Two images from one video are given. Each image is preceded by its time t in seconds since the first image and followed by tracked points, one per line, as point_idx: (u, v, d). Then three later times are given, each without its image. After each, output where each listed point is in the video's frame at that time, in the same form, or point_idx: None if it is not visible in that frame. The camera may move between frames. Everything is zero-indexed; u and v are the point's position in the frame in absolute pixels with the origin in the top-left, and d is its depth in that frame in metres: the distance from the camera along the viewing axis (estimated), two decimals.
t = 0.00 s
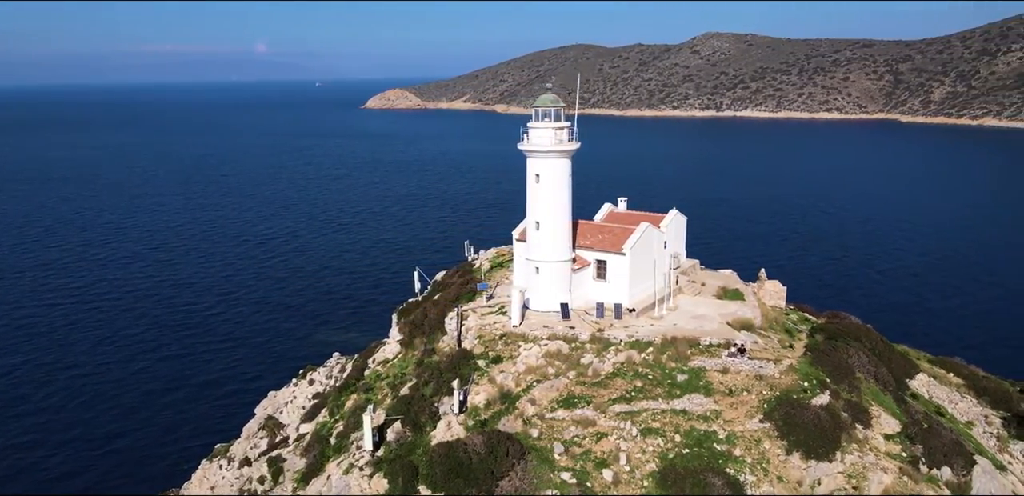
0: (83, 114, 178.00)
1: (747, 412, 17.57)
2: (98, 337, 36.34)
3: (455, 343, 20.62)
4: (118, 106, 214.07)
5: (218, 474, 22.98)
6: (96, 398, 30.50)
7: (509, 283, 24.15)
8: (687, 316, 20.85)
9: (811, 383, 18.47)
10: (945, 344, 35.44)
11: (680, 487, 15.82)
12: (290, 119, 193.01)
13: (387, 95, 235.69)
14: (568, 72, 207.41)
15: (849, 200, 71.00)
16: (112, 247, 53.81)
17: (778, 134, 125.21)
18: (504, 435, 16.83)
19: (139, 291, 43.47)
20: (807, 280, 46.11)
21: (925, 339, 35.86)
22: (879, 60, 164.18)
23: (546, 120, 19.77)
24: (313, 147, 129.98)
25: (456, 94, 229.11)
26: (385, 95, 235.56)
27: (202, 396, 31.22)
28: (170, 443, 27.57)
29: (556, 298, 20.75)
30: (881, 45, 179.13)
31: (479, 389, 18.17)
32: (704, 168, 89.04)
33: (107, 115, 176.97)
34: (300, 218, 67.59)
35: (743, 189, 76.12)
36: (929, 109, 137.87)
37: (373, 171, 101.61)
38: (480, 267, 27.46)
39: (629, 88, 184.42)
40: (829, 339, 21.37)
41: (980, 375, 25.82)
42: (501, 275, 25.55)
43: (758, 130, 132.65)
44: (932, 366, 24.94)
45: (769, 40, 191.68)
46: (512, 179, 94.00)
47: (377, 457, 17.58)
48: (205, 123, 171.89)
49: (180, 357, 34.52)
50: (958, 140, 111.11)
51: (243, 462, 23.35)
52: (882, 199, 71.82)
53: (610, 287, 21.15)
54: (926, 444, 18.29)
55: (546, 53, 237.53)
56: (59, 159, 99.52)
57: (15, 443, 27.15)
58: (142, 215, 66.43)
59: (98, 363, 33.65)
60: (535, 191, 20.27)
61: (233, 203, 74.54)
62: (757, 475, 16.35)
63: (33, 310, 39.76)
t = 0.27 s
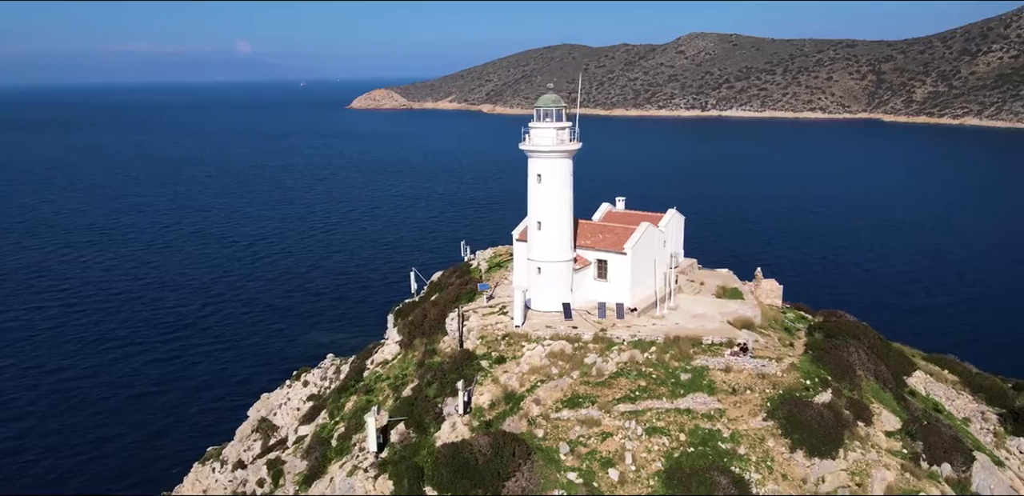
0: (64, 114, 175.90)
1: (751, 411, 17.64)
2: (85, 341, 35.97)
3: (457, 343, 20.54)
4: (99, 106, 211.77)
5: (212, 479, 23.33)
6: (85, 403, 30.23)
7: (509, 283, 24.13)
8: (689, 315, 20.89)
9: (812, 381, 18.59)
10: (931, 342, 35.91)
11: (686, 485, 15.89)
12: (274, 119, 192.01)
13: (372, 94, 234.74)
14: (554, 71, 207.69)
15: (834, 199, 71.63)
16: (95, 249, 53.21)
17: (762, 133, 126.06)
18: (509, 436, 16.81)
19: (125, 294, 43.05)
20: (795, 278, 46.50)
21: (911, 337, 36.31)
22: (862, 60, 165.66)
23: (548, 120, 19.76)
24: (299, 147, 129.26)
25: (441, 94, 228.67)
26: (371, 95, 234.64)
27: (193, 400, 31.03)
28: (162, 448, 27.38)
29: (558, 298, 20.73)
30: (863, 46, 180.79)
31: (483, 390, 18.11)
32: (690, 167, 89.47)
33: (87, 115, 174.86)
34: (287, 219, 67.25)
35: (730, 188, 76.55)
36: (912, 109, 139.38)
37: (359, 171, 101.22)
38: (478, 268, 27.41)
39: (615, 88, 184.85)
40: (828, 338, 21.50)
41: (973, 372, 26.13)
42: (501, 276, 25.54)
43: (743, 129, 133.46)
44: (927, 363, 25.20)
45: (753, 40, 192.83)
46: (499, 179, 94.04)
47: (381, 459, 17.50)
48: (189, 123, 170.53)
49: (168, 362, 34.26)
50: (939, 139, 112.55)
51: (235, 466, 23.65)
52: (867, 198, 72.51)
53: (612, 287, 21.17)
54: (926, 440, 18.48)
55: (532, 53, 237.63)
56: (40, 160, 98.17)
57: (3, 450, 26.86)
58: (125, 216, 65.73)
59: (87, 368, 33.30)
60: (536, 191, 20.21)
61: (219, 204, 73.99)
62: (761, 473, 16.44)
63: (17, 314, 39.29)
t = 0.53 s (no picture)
0: (48, 114, 174.29)
1: (754, 409, 17.72)
2: (74, 344, 35.64)
3: (458, 344, 20.49)
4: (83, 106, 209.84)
5: (205, 481, 23.30)
6: (76, 408, 30.00)
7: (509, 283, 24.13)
8: (690, 315, 20.95)
9: (814, 380, 18.69)
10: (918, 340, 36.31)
11: (692, 485, 15.93)
12: (261, 119, 191.09)
13: (359, 94, 233.88)
14: (542, 71, 207.94)
15: (822, 198, 72.15)
16: (82, 250, 52.74)
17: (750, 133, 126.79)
18: (514, 437, 16.80)
19: (113, 296, 42.68)
20: (784, 277, 46.83)
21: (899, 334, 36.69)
22: (847, 60, 166.92)
23: (550, 120, 19.76)
24: (286, 148, 128.63)
25: (429, 94, 228.30)
26: (358, 95, 233.79)
27: (185, 404, 30.87)
28: (156, 452, 27.22)
29: (559, 298, 20.73)
30: (849, 46, 182.24)
31: (487, 390, 18.07)
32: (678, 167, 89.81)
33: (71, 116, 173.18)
34: (276, 220, 66.95)
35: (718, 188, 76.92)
36: (897, 109, 140.79)
37: (347, 171, 100.89)
38: (475, 268, 27.40)
39: (603, 88, 185.21)
40: (828, 336, 21.61)
41: (968, 370, 26.39)
42: (499, 276, 25.53)
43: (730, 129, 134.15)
44: (924, 360, 25.40)
45: (739, 40, 193.84)
46: (488, 179, 94.09)
47: (385, 461, 17.43)
48: (175, 123, 169.39)
49: (159, 365, 34.03)
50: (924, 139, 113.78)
51: (228, 469, 23.64)
52: (854, 197, 73.11)
53: (613, 287, 21.21)
54: (926, 438, 18.64)
55: (519, 53, 237.70)
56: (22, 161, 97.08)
57: None
58: (111, 217, 65.19)
59: (76, 371, 33.04)
60: (538, 191, 20.18)
61: (207, 205, 73.54)
62: (766, 471, 16.53)
63: (3, 317, 38.88)
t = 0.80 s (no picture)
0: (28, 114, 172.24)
1: (757, 408, 17.81)
2: (60, 349, 35.25)
3: (460, 345, 20.43)
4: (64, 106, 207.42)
5: (197, 485, 23.97)
6: (64, 413, 29.70)
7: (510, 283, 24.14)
8: (691, 314, 21.01)
9: (816, 378, 18.81)
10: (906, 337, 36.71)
11: (698, 484, 15.97)
12: (246, 120, 189.84)
13: (345, 94, 232.75)
14: (528, 71, 208.01)
15: (809, 197, 72.63)
16: (65, 253, 52.12)
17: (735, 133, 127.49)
18: (520, 438, 16.77)
19: (100, 298, 42.26)
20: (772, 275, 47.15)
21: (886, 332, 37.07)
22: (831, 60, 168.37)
23: (552, 120, 19.75)
24: (271, 148, 127.83)
25: (415, 94, 227.81)
26: (343, 95, 232.65)
27: (177, 409, 30.65)
28: (148, 457, 27.04)
29: (561, 299, 20.73)
30: (832, 46, 183.86)
31: (491, 391, 18.03)
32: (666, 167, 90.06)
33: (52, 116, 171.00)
34: (263, 221, 66.55)
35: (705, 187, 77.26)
36: (880, 108, 142.41)
37: (333, 172, 100.42)
38: (474, 269, 27.37)
39: (588, 88, 185.55)
40: (827, 334, 21.75)
41: (963, 367, 26.65)
42: (498, 276, 25.51)
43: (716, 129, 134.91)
44: (920, 358, 25.59)
45: (724, 40, 194.92)
46: (476, 179, 93.99)
47: (390, 462, 17.36)
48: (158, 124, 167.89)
49: (149, 369, 33.75)
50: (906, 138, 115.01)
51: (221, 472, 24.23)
52: (840, 196, 73.64)
53: (613, 287, 21.24)
54: (926, 434, 18.81)
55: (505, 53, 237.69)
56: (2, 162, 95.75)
57: None
58: (95, 219, 64.47)
59: (63, 375, 32.71)
60: (539, 191, 20.17)
61: (192, 206, 72.94)
62: (770, 469, 16.62)
63: None
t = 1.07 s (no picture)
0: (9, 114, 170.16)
1: (760, 407, 17.89)
2: (48, 353, 34.88)
3: (462, 346, 20.39)
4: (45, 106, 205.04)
5: (190, 487, 24.19)
6: (53, 417, 29.47)
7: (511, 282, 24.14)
8: (691, 313, 21.08)
9: (818, 377, 18.92)
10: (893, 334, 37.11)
11: (704, 483, 16.03)
12: (230, 120, 188.66)
13: (330, 94, 231.76)
14: (513, 71, 208.11)
15: (795, 197, 73.15)
16: (49, 255, 51.58)
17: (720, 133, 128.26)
18: (525, 438, 16.76)
19: (87, 301, 41.85)
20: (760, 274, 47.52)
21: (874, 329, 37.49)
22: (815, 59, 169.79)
23: (553, 120, 19.79)
24: (256, 148, 127.08)
25: (401, 94, 227.34)
26: (329, 95, 231.62)
27: (168, 413, 30.44)
28: (140, 462, 26.83)
29: (563, 299, 20.72)
30: (815, 46, 185.41)
31: (495, 392, 18.00)
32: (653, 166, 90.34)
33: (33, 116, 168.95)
34: (250, 222, 66.18)
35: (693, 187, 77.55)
36: (862, 107, 144.16)
37: (320, 172, 100.02)
38: (471, 269, 27.33)
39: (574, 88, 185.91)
40: (826, 332, 21.88)
41: (956, 364, 26.92)
42: (496, 277, 25.52)
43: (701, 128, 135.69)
44: (916, 355, 25.82)
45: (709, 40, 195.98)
46: (463, 179, 93.94)
47: (394, 464, 17.29)
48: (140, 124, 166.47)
49: (138, 373, 33.47)
50: (889, 137, 116.24)
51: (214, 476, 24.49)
52: (825, 195, 74.24)
53: (614, 287, 21.29)
54: (926, 431, 18.98)
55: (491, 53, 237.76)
56: None
57: None
58: (79, 220, 63.84)
59: (51, 380, 32.44)
60: (540, 191, 20.16)
61: (177, 207, 72.39)
62: (774, 467, 16.71)
63: None
